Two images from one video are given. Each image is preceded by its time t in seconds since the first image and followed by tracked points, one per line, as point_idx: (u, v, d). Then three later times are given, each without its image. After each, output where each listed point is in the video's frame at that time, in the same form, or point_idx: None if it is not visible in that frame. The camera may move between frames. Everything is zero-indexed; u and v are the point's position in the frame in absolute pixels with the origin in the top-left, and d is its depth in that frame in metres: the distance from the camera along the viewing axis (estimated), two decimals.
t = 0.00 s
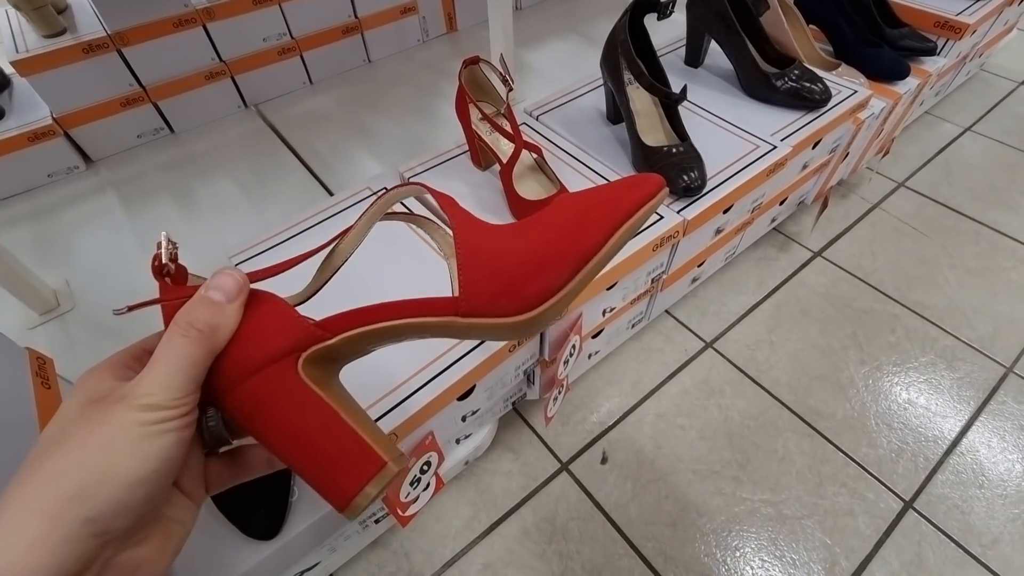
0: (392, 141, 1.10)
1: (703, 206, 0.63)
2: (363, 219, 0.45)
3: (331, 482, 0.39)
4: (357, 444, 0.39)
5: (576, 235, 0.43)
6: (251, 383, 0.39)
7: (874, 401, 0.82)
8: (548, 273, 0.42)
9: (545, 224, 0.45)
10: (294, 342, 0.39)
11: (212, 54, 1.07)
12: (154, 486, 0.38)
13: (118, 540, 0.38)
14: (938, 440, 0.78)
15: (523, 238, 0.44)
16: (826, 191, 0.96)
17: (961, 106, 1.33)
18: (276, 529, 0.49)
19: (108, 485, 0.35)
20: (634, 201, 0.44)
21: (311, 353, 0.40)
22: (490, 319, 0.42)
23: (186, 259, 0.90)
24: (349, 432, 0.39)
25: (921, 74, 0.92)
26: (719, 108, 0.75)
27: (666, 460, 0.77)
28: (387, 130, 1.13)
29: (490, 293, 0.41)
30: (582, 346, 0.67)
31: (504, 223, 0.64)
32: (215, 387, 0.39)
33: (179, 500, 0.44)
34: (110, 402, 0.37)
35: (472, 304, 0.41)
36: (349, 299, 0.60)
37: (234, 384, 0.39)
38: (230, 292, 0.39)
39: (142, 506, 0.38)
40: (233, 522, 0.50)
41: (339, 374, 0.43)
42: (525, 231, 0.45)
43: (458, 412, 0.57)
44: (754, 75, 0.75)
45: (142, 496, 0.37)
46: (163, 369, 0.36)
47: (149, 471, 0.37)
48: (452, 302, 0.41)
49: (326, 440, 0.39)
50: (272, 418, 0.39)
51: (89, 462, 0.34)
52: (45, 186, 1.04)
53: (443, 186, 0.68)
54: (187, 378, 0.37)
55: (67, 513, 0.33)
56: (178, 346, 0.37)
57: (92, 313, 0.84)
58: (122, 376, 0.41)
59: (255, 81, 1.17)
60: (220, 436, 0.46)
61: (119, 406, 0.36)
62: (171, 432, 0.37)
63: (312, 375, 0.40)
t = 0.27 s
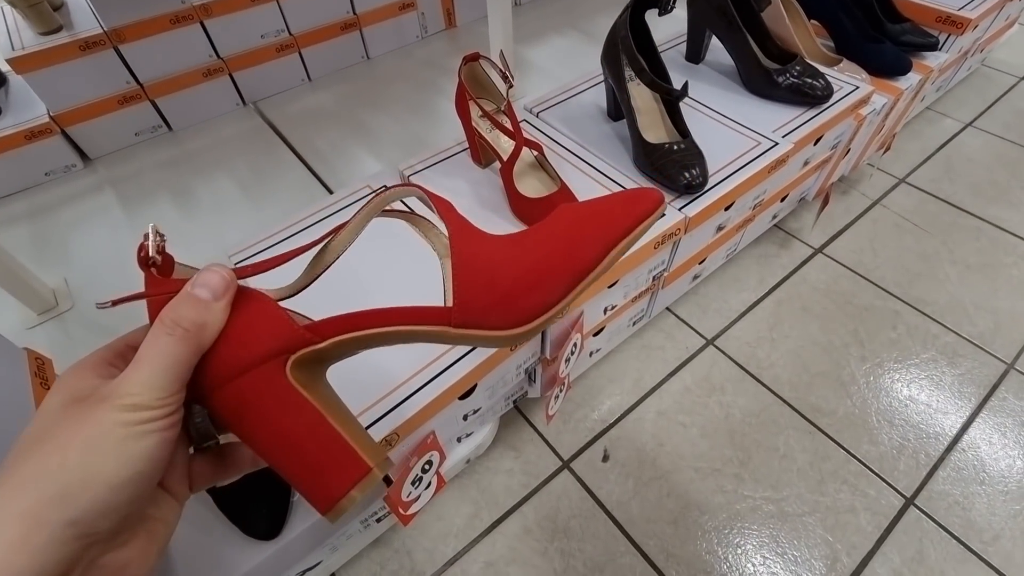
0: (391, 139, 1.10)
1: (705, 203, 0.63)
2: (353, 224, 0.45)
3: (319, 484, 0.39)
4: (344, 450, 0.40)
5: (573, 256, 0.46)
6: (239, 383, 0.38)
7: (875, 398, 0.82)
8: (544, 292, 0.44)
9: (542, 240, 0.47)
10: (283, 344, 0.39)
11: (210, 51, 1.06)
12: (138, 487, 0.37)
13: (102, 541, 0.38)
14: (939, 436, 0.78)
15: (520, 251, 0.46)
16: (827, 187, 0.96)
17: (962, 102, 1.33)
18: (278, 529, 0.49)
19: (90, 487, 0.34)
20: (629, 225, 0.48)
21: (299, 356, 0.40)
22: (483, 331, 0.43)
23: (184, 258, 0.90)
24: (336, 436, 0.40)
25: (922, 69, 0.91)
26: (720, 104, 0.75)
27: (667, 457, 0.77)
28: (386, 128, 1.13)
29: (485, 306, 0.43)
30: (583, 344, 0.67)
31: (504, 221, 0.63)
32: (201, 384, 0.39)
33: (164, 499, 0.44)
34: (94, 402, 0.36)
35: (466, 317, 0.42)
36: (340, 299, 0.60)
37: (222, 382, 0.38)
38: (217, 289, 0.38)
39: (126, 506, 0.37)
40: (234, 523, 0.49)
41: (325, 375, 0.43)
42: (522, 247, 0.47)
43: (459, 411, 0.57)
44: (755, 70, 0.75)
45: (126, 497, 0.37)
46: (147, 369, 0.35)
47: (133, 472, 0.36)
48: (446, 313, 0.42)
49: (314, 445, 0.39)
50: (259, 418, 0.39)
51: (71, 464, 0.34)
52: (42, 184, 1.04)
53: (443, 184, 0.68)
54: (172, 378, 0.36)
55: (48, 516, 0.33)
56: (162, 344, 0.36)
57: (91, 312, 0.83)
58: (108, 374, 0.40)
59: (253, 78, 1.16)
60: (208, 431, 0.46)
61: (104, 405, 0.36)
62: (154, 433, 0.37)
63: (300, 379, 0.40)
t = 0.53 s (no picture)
0: (391, 136, 1.09)
1: (709, 201, 0.62)
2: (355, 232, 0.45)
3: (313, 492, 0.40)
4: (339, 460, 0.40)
5: (577, 277, 0.46)
6: (239, 388, 0.38)
7: (878, 397, 0.81)
8: (547, 311, 0.45)
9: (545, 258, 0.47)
10: (284, 353, 0.38)
11: (208, 47, 1.05)
12: (135, 492, 0.37)
13: (95, 548, 0.37)
14: (943, 436, 0.77)
15: (524, 269, 0.46)
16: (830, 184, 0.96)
17: (965, 99, 1.32)
18: (278, 531, 0.49)
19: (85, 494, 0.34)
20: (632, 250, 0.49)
21: (298, 364, 0.39)
22: (482, 347, 0.43)
23: (182, 257, 0.89)
24: (331, 446, 0.40)
25: (926, 65, 0.90)
26: (723, 101, 0.74)
27: (669, 457, 0.76)
28: (386, 125, 1.12)
29: (487, 322, 0.43)
30: (585, 344, 0.66)
31: (505, 220, 0.63)
32: (199, 389, 0.38)
33: (160, 504, 0.44)
34: (90, 405, 0.36)
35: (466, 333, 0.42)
36: (336, 301, 0.59)
37: (222, 387, 0.38)
38: (218, 294, 0.37)
39: (123, 512, 0.37)
40: (234, 525, 0.49)
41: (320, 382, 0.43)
42: (525, 263, 0.47)
43: (461, 412, 0.56)
44: (758, 67, 0.74)
45: (121, 504, 0.36)
46: (145, 373, 0.35)
47: (128, 478, 0.36)
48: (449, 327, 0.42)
49: (310, 454, 0.39)
50: (258, 423, 0.38)
51: (65, 468, 0.33)
52: (39, 182, 1.03)
53: (444, 182, 0.67)
54: (170, 383, 0.36)
55: (41, 524, 0.32)
56: (161, 348, 0.35)
57: (89, 312, 0.83)
58: (106, 377, 0.40)
59: (250, 75, 1.15)
60: (203, 431, 0.45)
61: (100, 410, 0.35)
62: (150, 439, 0.36)
63: (298, 387, 0.40)
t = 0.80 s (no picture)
0: (389, 134, 1.08)
1: (712, 200, 0.62)
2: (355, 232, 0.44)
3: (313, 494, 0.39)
4: (341, 462, 0.39)
5: (582, 283, 0.46)
6: (240, 389, 0.37)
7: (881, 396, 0.81)
8: (551, 315, 0.44)
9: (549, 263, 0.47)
10: (285, 355, 0.37)
11: (204, 44, 1.04)
12: (135, 494, 0.36)
13: (93, 549, 0.36)
14: (948, 436, 0.76)
15: (528, 274, 0.45)
16: (833, 181, 0.95)
17: (968, 95, 1.31)
18: (276, 535, 0.48)
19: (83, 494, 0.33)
20: (637, 253, 0.48)
21: (300, 367, 0.38)
22: (484, 352, 0.42)
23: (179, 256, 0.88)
24: (333, 448, 0.39)
25: (931, 62, 0.89)
26: (727, 98, 0.73)
27: (672, 458, 0.76)
28: (385, 123, 1.11)
29: (490, 328, 0.42)
30: (587, 344, 0.65)
31: (506, 218, 0.62)
32: (199, 391, 0.37)
33: (160, 505, 0.43)
34: (89, 407, 0.35)
35: (468, 338, 0.42)
36: (335, 297, 0.58)
37: (222, 387, 0.37)
38: (220, 295, 0.36)
39: (121, 514, 0.36)
40: (231, 529, 0.48)
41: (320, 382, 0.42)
42: (529, 268, 0.46)
43: (462, 414, 0.56)
44: (762, 64, 0.73)
45: (120, 506, 0.36)
46: (146, 374, 0.34)
47: (128, 480, 0.35)
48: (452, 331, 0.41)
49: (310, 457, 0.38)
50: (259, 424, 0.37)
51: (63, 469, 0.33)
52: (35, 181, 1.02)
53: (444, 181, 0.66)
54: (170, 385, 0.35)
55: (40, 526, 0.32)
56: (161, 349, 0.34)
57: (86, 311, 0.82)
58: (105, 376, 0.39)
59: (248, 71, 1.14)
60: (204, 429, 0.45)
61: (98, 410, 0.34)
62: (149, 440, 0.35)
63: (298, 389, 0.39)
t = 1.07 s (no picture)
0: (390, 131, 1.07)
1: (717, 198, 0.61)
2: (394, 191, 0.41)
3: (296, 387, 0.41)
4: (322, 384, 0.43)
5: (584, 308, 0.45)
6: (259, 324, 0.38)
7: (886, 396, 0.80)
8: (541, 336, 0.44)
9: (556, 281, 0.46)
10: (305, 308, 0.39)
11: (204, 40, 1.03)
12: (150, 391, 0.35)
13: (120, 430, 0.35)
14: (953, 437, 0.76)
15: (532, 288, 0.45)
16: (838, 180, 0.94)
17: (973, 93, 1.30)
18: (276, 536, 0.48)
19: (107, 377, 0.31)
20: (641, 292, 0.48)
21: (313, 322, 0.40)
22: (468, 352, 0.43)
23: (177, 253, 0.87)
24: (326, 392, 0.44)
25: (938, 59, 0.89)
26: (731, 95, 0.73)
27: (675, 458, 0.75)
28: (385, 120, 1.10)
29: (481, 333, 0.42)
30: (590, 343, 0.65)
31: (508, 216, 0.61)
32: (227, 315, 0.38)
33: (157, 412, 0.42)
34: (122, 301, 0.33)
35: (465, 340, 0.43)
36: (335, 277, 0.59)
37: (245, 320, 0.38)
38: (269, 243, 0.37)
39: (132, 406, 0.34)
40: (230, 530, 0.48)
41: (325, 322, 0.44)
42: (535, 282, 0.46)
43: (464, 414, 0.55)
44: (767, 60, 0.72)
45: (135, 399, 0.34)
46: (185, 286, 0.33)
47: (148, 376, 0.34)
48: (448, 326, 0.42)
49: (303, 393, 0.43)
50: (265, 356, 0.40)
51: (91, 353, 0.31)
52: (33, 178, 1.01)
53: (446, 178, 0.66)
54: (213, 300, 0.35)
55: (63, 398, 0.29)
56: (208, 272, 0.34)
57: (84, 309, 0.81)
58: (122, 276, 0.37)
59: (247, 67, 1.13)
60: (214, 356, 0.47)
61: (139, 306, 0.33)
62: (177, 342, 0.34)
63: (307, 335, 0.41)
